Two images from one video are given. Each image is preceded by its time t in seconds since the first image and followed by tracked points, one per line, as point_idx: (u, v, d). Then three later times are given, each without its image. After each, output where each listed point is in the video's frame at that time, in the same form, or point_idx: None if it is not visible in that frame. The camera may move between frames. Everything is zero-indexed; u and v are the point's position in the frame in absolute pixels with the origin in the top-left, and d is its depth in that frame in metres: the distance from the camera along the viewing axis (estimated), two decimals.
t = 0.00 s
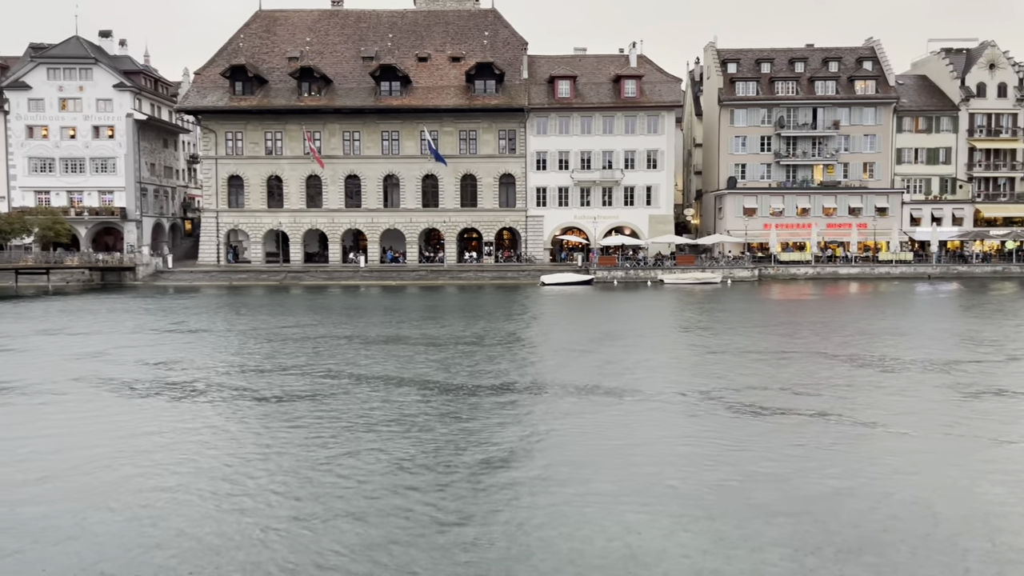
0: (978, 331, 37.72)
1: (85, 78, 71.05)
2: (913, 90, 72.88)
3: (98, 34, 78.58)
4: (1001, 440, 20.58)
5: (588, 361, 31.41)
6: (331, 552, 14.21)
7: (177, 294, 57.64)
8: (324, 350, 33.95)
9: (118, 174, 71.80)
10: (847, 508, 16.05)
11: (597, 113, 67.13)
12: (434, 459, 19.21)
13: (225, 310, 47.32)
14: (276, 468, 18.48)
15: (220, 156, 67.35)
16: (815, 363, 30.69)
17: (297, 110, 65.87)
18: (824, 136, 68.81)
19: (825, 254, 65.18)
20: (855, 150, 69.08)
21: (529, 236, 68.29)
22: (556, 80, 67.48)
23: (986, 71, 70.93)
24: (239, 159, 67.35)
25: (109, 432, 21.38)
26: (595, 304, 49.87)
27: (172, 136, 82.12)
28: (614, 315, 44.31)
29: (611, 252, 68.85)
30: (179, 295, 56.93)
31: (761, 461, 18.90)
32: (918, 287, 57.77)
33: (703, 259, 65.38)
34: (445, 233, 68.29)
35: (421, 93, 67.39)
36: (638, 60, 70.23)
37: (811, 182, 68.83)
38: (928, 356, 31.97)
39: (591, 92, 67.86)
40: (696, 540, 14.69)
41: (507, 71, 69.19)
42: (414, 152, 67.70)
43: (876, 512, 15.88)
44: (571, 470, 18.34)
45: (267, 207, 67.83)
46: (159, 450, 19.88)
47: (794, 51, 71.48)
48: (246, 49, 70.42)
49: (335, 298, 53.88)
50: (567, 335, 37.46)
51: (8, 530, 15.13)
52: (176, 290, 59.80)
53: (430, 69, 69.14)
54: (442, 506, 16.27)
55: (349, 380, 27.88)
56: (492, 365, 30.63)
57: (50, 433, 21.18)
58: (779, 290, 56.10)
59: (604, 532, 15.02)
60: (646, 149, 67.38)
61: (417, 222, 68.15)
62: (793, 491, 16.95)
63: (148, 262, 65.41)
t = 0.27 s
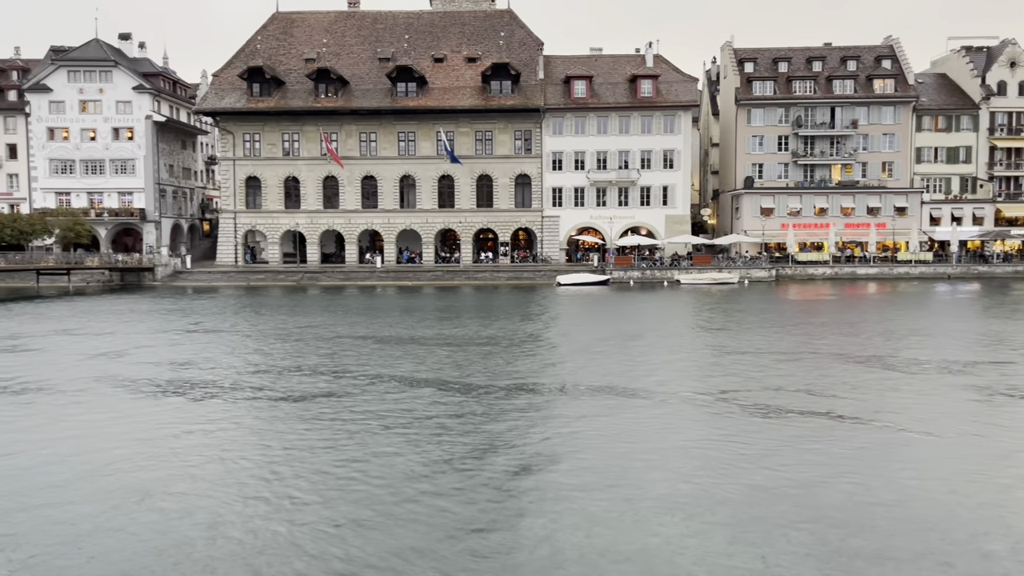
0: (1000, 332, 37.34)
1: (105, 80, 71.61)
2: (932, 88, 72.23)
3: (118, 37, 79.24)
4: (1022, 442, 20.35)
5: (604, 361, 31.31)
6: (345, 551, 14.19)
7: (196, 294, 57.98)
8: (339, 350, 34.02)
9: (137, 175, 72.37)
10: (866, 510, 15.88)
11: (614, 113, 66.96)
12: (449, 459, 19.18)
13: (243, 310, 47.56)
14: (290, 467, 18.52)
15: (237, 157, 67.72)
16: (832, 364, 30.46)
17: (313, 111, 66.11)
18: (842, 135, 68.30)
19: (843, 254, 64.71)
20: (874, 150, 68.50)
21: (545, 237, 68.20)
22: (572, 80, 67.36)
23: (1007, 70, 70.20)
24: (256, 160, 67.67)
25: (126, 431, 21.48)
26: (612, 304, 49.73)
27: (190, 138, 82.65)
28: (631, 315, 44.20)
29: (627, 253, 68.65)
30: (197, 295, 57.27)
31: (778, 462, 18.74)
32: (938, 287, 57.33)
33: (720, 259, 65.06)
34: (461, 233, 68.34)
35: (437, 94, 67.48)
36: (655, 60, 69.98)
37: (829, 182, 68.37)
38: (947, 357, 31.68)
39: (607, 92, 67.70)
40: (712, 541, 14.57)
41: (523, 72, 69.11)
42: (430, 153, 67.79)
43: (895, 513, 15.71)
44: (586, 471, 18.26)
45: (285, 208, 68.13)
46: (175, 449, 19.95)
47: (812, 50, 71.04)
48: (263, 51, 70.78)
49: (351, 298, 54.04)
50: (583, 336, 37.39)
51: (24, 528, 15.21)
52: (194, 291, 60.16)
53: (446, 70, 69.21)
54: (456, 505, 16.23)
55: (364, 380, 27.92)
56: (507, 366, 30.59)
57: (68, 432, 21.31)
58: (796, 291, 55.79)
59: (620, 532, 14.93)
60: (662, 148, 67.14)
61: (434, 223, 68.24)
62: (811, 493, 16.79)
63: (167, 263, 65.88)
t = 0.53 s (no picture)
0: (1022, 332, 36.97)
1: (124, 82, 72.13)
2: (952, 87, 71.53)
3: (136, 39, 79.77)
4: None
5: (619, 361, 31.17)
6: (357, 552, 14.14)
7: (213, 294, 58.24)
8: (354, 350, 34.05)
9: (156, 176, 72.84)
10: (884, 513, 15.67)
11: (630, 113, 66.71)
12: (462, 459, 19.10)
13: (259, 311, 47.72)
14: (303, 467, 18.50)
15: (255, 158, 68.00)
16: (850, 365, 30.17)
17: (330, 112, 66.30)
18: (860, 134, 67.73)
19: (861, 254, 64.18)
20: (892, 149, 67.88)
21: (561, 237, 68.05)
22: (588, 80, 67.18)
23: None
24: (273, 161, 67.96)
25: (140, 431, 21.52)
26: (628, 304, 49.55)
27: (208, 139, 83.14)
28: (649, 316, 44.04)
29: (643, 253, 68.40)
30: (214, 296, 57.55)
31: (794, 464, 18.55)
32: (958, 287, 56.78)
33: (736, 259, 64.69)
34: (477, 234, 68.33)
35: (453, 94, 67.49)
36: (671, 59, 69.68)
37: (847, 181, 67.86)
38: (967, 358, 31.32)
39: (623, 92, 67.46)
40: (728, 543, 14.41)
41: (539, 72, 68.97)
42: (446, 153, 67.83)
43: (914, 516, 15.50)
44: (599, 472, 18.13)
45: (301, 209, 68.37)
46: (189, 448, 19.96)
47: (830, 49, 70.51)
48: (280, 52, 71.05)
49: (368, 299, 54.13)
50: (599, 336, 37.27)
51: (38, 527, 15.22)
52: (212, 291, 60.48)
53: (462, 71, 69.22)
54: (469, 506, 16.14)
55: (378, 380, 27.91)
56: (521, 366, 30.51)
57: (83, 431, 21.37)
58: (814, 291, 55.41)
59: (635, 534, 14.78)
60: (678, 148, 66.84)
61: (449, 223, 68.26)
62: (828, 495, 16.58)
63: (185, 263, 66.27)
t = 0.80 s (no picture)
0: None
1: (143, 84, 72.68)
2: (972, 85, 70.83)
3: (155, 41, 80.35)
4: None
5: (636, 362, 31.04)
6: (372, 554, 14.11)
7: (230, 295, 58.54)
8: (369, 350, 34.11)
9: (174, 177, 73.32)
10: (903, 515, 15.48)
11: (646, 113, 66.53)
12: (477, 460, 19.05)
13: (275, 311, 47.92)
14: (319, 468, 18.50)
15: (272, 159, 68.30)
16: (868, 366, 29.94)
17: (346, 112, 66.49)
18: (878, 133, 67.20)
19: (880, 254, 63.67)
20: (911, 147, 67.29)
21: (577, 237, 67.92)
22: (604, 79, 67.04)
23: None
24: (290, 162, 68.22)
25: (156, 431, 21.59)
26: (644, 304, 49.39)
27: (226, 140, 83.62)
28: (666, 316, 43.88)
29: (659, 253, 68.17)
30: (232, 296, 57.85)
31: (811, 466, 18.41)
32: (979, 287, 56.20)
33: (753, 259, 64.35)
34: (492, 234, 68.33)
35: (469, 95, 67.51)
36: (687, 59, 69.41)
37: (865, 181, 67.33)
38: (987, 359, 31.01)
39: (639, 91, 67.26)
40: (745, 547, 14.27)
41: (555, 72, 68.87)
42: (461, 154, 67.87)
43: (934, 519, 15.31)
44: (615, 474, 18.03)
45: (318, 209, 68.62)
46: (204, 449, 19.99)
47: (848, 47, 70.02)
48: (297, 54, 71.33)
49: (384, 299, 54.23)
50: (615, 336, 37.17)
51: (56, 528, 15.27)
52: (229, 291, 60.81)
53: (478, 71, 69.22)
54: (485, 508, 16.07)
55: (394, 381, 27.92)
56: (536, 366, 30.46)
57: (100, 432, 21.48)
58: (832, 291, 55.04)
59: (650, 537, 14.68)
60: (695, 148, 66.56)
61: (465, 223, 68.31)
62: (846, 498, 16.43)
63: (203, 263, 66.68)
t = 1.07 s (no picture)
0: None
1: (161, 86, 73.20)
2: (992, 83, 70.12)
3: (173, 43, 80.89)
4: None
5: (652, 362, 30.87)
6: (388, 554, 13.98)
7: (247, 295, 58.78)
8: (385, 350, 34.14)
9: (192, 178, 73.73)
10: (927, 518, 15.20)
11: (662, 112, 66.27)
12: (493, 459, 18.91)
13: (292, 311, 48.06)
14: (334, 467, 18.43)
15: (289, 159, 68.59)
16: (886, 366, 29.67)
17: (362, 113, 66.65)
18: (897, 132, 66.64)
19: (898, 254, 63.13)
20: (930, 146, 66.68)
21: (592, 237, 67.75)
22: (619, 79, 66.86)
23: None
24: (306, 163, 68.47)
25: (172, 430, 21.58)
26: (660, 304, 49.20)
27: (243, 141, 84.04)
28: (682, 316, 43.71)
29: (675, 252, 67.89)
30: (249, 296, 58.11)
31: (832, 467, 18.14)
32: (999, 287, 55.58)
33: (770, 259, 63.96)
34: (508, 234, 68.30)
35: (484, 95, 67.52)
36: (704, 58, 69.10)
37: (883, 180, 66.78)
38: (1007, 360, 30.68)
39: (655, 91, 67.03)
40: (766, 549, 14.04)
41: (570, 71, 68.76)
42: (477, 154, 67.86)
43: (959, 522, 15.02)
44: (632, 474, 17.83)
45: (334, 209, 68.83)
46: (220, 448, 19.98)
47: (866, 46, 69.51)
48: (313, 55, 71.60)
49: (399, 299, 54.28)
50: (630, 336, 37.04)
51: (71, 526, 15.25)
52: (246, 291, 61.08)
53: (493, 71, 69.22)
54: (502, 508, 15.92)
55: (410, 380, 27.87)
56: (551, 366, 30.38)
57: (117, 430, 21.50)
58: (850, 291, 54.59)
59: (669, 539, 14.48)
60: (711, 147, 66.25)
61: (480, 223, 68.31)
62: (868, 499, 16.17)
63: (220, 264, 67.03)
